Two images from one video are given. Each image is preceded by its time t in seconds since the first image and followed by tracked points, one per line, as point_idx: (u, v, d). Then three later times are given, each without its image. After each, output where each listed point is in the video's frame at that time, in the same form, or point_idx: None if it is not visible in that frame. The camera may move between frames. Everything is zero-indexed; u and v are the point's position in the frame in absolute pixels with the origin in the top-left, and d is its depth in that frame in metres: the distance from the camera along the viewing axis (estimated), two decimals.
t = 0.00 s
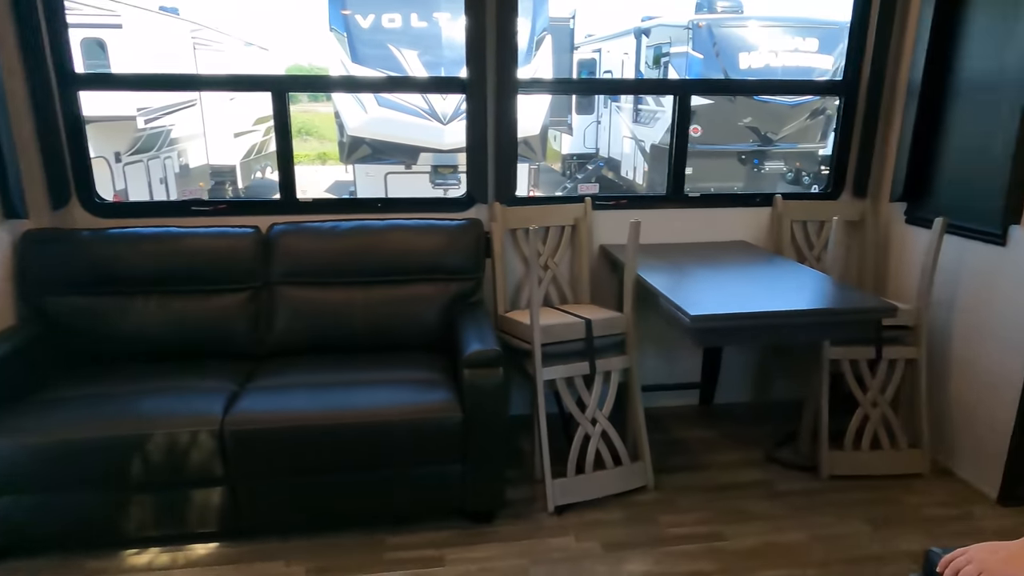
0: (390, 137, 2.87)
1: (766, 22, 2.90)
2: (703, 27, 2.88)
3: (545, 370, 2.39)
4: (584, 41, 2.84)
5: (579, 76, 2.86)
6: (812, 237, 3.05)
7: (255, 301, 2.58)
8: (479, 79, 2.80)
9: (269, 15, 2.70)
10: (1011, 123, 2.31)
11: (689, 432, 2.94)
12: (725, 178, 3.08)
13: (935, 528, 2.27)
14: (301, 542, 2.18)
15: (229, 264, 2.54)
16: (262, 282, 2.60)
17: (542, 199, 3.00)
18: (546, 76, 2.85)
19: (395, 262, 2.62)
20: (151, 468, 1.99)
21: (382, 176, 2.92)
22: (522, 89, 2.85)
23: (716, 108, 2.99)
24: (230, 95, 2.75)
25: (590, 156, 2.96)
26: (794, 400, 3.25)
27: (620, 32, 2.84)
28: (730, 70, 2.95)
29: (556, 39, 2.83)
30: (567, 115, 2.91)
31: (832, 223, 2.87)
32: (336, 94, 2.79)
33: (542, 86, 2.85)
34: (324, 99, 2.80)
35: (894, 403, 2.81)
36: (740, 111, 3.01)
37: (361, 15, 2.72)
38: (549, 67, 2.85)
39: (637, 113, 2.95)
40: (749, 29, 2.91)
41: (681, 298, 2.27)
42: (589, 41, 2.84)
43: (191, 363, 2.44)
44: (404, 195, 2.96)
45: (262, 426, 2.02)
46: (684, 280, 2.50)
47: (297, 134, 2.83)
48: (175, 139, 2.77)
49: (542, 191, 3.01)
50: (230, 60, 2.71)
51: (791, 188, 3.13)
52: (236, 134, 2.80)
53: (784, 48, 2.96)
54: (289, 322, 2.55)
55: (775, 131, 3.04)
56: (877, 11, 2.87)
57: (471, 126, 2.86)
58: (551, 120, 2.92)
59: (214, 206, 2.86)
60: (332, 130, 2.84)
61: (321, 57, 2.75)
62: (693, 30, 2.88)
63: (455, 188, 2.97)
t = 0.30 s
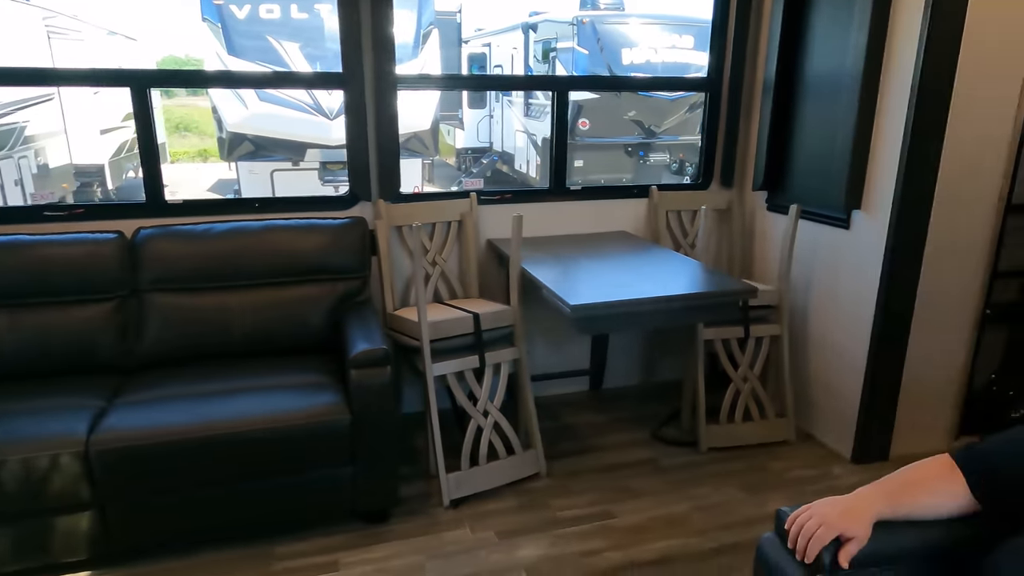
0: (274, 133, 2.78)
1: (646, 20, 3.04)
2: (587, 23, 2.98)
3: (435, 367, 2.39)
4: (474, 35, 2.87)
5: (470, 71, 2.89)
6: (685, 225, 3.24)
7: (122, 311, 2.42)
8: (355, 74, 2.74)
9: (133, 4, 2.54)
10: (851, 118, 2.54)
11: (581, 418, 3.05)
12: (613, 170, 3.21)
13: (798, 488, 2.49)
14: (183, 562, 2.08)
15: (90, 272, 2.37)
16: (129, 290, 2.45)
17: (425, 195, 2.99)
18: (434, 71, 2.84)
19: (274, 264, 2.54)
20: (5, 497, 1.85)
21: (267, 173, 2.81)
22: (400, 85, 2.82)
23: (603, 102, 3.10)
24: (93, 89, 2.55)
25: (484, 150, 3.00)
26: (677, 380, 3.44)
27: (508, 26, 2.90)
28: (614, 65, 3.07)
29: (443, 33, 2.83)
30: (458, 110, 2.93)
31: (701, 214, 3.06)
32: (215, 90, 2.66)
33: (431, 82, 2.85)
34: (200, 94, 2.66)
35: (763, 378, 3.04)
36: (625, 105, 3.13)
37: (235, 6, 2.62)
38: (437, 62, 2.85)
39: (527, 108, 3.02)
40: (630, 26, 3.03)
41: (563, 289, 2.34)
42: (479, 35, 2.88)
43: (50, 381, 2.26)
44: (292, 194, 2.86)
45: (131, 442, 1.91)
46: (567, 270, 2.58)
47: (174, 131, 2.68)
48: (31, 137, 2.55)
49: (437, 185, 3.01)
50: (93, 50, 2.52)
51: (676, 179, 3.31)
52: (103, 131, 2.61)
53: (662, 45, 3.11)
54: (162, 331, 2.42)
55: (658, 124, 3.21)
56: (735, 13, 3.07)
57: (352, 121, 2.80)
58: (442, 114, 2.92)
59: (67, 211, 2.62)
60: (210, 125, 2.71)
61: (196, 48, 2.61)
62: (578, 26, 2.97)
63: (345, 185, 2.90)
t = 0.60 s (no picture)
0: (184, 137, 2.65)
1: (565, 23, 3.08)
2: (507, 26, 3.00)
3: (357, 376, 2.34)
4: (393, 36, 2.83)
5: (391, 72, 2.85)
6: (605, 226, 3.31)
7: (14, 329, 2.26)
8: (266, 77, 2.65)
9: None
10: (756, 121, 2.66)
11: (509, 419, 3.07)
12: (537, 171, 3.24)
13: (718, 477, 2.59)
14: None
15: None
16: (23, 307, 2.29)
17: (344, 200, 2.93)
18: (354, 72, 2.79)
19: (184, 276, 2.43)
20: None
21: (178, 179, 2.69)
22: (314, 89, 2.75)
23: (526, 104, 3.13)
24: None
25: (407, 152, 2.98)
26: (602, 377, 3.51)
27: (427, 28, 2.88)
28: (535, 68, 3.10)
29: (360, 34, 2.78)
30: (380, 112, 2.89)
31: (619, 214, 3.14)
32: (117, 92, 2.51)
33: (351, 85, 2.79)
34: (100, 96, 2.51)
35: (683, 373, 3.15)
36: (548, 107, 3.17)
37: (137, 3, 2.48)
38: (356, 64, 2.79)
39: (450, 110, 3.02)
40: (549, 28, 3.07)
41: (486, 293, 2.34)
42: (399, 36, 2.84)
43: None
44: (206, 200, 2.74)
45: (27, 471, 1.79)
46: (491, 274, 2.59)
47: (75, 134, 2.52)
48: None
49: (360, 187, 2.96)
50: None
51: (598, 179, 3.38)
52: None
53: (580, 48, 3.16)
54: (61, 350, 2.28)
55: (580, 125, 3.27)
56: (647, 18, 3.16)
57: (261, 124, 2.71)
58: (363, 116, 2.87)
59: None
60: (113, 129, 2.56)
61: (95, 46, 2.46)
62: (497, 28, 2.99)
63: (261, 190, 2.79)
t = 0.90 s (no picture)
0: (110, 142, 2.55)
1: (504, 27, 3.11)
2: (445, 29, 3.00)
3: (300, 386, 2.30)
4: (330, 38, 2.79)
5: (329, 75, 2.81)
6: (547, 229, 3.34)
7: None
8: (196, 81, 2.57)
9: None
10: (689, 124, 2.75)
11: (455, 423, 3.06)
12: (479, 174, 3.25)
13: (661, 473, 2.65)
14: None
15: None
16: None
17: (282, 207, 2.87)
18: (288, 76, 2.73)
19: (113, 287, 2.33)
20: None
21: (104, 186, 2.57)
22: (248, 93, 2.69)
23: (467, 108, 3.14)
24: None
25: (347, 156, 2.94)
26: (547, 378, 3.55)
27: (365, 30, 2.85)
28: (474, 71, 3.11)
29: (296, 36, 2.73)
30: (318, 116, 2.84)
31: (561, 217, 3.18)
32: (35, 95, 2.38)
33: (286, 90, 2.74)
34: (16, 99, 2.38)
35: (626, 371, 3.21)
36: (488, 110, 3.19)
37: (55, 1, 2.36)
38: (290, 68, 2.74)
39: (389, 113, 2.99)
40: (488, 32, 3.08)
41: (429, 299, 2.33)
42: (336, 38, 2.80)
43: None
44: (135, 208, 2.63)
45: None
46: (434, 279, 2.58)
47: None
48: None
49: (299, 193, 2.90)
50: None
51: (539, 182, 3.41)
52: None
53: (519, 52, 3.19)
54: None
55: (520, 128, 3.30)
56: (584, 23, 3.21)
57: (193, 128, 2.62)
58: (299, 120, 2.82)
59: None
60: (31, 133, 2.43)
61: (9, 47, 2.33)
62: (436, 31, 2.99)
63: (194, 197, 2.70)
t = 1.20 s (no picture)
0: (43, 144, 2.46)
1: (454, 26, 3.12)
2: (395, 28, 3.00)
3: (252, 391, 2.27)
4: (276, 36, 2.75)
5: (276, 74, 2.77)
6: (500, 228, 3.37)
7: None
8: (136, 80, 2.50)
9: None
10: (636, 124, 2.82)
11: (411, 424, 3.06)
12: (431, 174, 3.26)
13: (615, 466, 2.71)
14: None
15: None
16: None
17: (229, 209, 2.82)
18: (234, 74, 2.68)
19: (51, 295, 2.26)
20: None
21: (38, 189, 2.48)
22: (191, 93, 2.63)
23: (418, 107, 3.14)
24: None
25: (296, 156, 2.91)
26: (502, 377, 3.58)
27: (312, 28, 2.82)
28: (425, 71, 3.12)
29: (240, 34, 2.68)
30: (265, 116, 2.80)
31: (513, 216, 3.21)
32: None
33: (232, 90, 2.69)
34: None
35: (579, 367, 3.27)
36: (439, 110, 3.20)
37: None
38: (235, 68, 2.69)
39: (339, 113, 2.96)
40: (437, 32, 3.09)
41: (383, 300, 2.33)
42: (283, 36, 2.77)
43: None
44: (73, 212, 2.55)
45: None
46: (387, 280, 2.57)
47: None
48: None
49: (246, 195, 2.85)
50: None
51: (492, 181, 3.43)
52: None
53: (469, 51, 3.20)
54: None
55: (472, 127, 3.31)
56: (532, 22, 3.25)
57: (134, 128, 2.55)
58: (245, 120, 2.77)
59: None
60: None
61: None
62: (385, 29, 2.98)
63: (136, 200, 2.63)
